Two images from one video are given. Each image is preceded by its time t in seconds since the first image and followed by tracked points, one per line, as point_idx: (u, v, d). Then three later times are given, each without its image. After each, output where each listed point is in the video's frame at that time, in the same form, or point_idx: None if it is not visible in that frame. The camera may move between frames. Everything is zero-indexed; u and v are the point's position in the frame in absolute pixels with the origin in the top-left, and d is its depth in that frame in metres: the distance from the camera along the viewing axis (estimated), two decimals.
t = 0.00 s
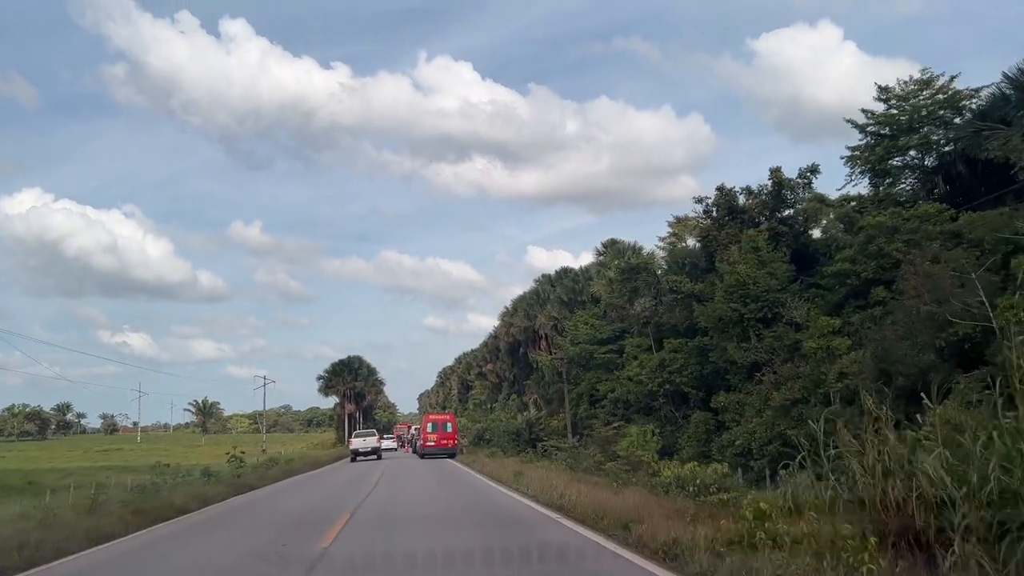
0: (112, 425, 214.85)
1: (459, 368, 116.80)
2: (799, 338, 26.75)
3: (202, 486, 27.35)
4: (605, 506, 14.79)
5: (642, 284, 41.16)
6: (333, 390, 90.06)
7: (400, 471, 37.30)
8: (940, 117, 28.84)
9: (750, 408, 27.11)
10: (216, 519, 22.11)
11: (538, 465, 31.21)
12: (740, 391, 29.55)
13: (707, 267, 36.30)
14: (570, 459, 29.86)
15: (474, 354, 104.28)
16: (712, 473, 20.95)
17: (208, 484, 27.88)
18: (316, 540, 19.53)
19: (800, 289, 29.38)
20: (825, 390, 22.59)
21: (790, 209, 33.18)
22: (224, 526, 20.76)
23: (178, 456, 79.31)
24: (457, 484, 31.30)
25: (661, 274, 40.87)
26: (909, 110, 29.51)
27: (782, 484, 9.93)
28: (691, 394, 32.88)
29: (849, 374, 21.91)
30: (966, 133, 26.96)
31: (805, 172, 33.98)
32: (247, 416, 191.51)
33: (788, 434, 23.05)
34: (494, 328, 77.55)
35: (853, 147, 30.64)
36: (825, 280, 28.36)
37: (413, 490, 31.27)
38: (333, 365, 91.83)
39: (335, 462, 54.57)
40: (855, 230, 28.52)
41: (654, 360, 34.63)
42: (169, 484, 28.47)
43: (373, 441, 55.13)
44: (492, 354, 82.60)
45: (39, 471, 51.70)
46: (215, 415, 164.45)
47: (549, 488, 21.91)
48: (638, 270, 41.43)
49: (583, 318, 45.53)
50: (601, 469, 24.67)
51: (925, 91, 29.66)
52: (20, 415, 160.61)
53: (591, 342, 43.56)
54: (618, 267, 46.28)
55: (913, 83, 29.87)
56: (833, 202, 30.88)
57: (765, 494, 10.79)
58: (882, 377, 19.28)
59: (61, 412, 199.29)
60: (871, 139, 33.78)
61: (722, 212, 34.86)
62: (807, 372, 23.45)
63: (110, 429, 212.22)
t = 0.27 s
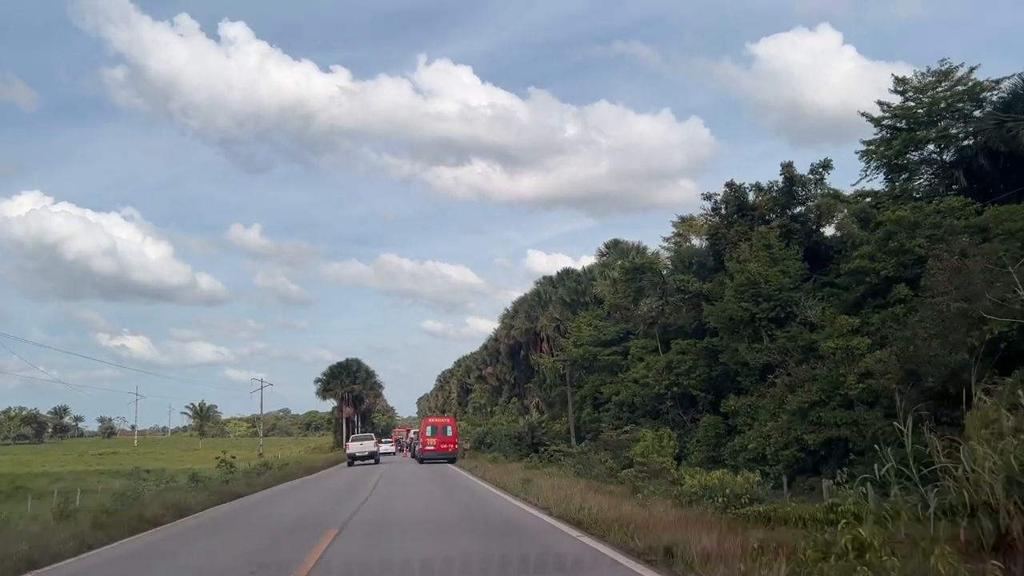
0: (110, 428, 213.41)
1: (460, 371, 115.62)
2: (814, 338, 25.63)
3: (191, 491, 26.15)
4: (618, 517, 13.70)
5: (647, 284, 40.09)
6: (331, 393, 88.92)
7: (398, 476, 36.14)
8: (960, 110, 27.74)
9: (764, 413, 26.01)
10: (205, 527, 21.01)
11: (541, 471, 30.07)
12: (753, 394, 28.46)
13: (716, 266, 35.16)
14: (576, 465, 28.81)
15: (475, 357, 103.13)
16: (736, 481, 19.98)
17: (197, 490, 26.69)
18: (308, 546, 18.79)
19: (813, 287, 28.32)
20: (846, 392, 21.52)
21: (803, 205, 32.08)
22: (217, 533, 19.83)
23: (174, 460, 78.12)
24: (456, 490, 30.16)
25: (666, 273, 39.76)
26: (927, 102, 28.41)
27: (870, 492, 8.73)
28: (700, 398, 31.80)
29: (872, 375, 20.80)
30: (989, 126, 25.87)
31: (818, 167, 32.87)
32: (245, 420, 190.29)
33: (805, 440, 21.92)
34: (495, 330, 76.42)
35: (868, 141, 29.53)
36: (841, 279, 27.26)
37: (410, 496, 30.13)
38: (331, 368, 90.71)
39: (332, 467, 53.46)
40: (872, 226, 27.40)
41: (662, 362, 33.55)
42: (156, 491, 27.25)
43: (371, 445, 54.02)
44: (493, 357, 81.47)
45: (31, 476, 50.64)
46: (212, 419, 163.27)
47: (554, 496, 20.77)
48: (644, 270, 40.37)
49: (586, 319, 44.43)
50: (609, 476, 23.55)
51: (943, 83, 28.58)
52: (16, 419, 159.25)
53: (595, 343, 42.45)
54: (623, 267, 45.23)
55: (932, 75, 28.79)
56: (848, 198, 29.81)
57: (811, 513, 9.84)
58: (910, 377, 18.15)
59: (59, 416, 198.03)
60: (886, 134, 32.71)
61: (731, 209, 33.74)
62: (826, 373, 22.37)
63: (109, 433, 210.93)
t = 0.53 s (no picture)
0: (108, 432, 212.24)
1: (460, 374, 114.44)
2: (831, 338, 24.50)
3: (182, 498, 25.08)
4: (636, 527, 12.69)
5: (653, 284, 39.02)
6: (330, 396, 87.81)
7: (397, 481, 35.09)
8: (981, 101, 26.63)
9: (779, 417, 24.89)
10: (194, 536, 19.94)
11: (545, 478, 28.98)
12: (766, 397, 27.36)
13: (725, 265, 34.24)
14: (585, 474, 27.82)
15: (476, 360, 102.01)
16: (754, 490, 18.92)
17: (190, 495, 25.65)
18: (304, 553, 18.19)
19: (828, 286, 27.21)
20: (868, 394, 20.43)
21: (815, 202, 31.23)
22: (207, 543, 18.80)
23: (170, 464, 77.10)
24: (457, 495, 29.12)
25: (672, 271, 38.78)
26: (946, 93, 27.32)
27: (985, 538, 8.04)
28: (709, 400, 30.81)
29: (897, 376, 19.73)
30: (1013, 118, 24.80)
31: (830, 162, 31.98)
32: (244, 423, 189.11)
33: (824, 445, 20.80)
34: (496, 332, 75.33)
35: (885, 134, 28.44)
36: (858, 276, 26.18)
37: (409, 502, 29.08)
38: (330, 371, 89.62)
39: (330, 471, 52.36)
40: (890, 222, 26.32)
41: (670, 363, 32.60)
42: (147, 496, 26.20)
43: (370, 449, 52.94)
44: (494, 359, 80.36)
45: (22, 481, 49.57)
46: (211, 422, 162.19)
47: (561, 503, 19.74)
48: (649, 270, 39.34)
49: (590, 321, 43.36)
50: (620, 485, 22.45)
51: (963, 73, 27.47)
52: (13, 422, 158.26)
53: (599, 345, 41.36)
54: (627, 267, 44.19)
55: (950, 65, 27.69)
56: (863, 193, 28.77)
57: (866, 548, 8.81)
58: (941, 378, 16.99)
59: (57, 419, 196.92)
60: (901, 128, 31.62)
61: (740, 206, 32.83)
62: (846, 375, 21.26)
63: (107, 436, 209.69)
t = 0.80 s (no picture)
0: (107, 435, 211.10)
1: (460, 375, 113.42)
2: (849, 337, 23.49)
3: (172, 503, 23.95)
4: (659, 536, 11.71)
5: (659, 283, 38.08)
6: (328, 398, 86.76)
7: (397, 485, 34.02)
8: (1003, 90, 25.60)
9: (795, 419, 23.89)
10: (183, 543, 18.87)
11: (551, 484, 27.94)
12: (778, 398, 26.35)
13: (734, 262, 33.26)
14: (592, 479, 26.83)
15: (476, 362, 101.05)
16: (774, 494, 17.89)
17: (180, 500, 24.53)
18: (298, 562, 16.91)
19: (843, 282, 26.21)
20: (890, 395, 19.43)
21: (828, 196, 30.22)
22: (197, 550, 17.74)
23: (167, 468, 76.07)
24: (459, 499, 28.08)
25: (679, 269, 37.78)
26: (966, 82, 26.31)
27: None
28: (719, 402, 29.86)
29: (922, 377, 18.79)
30: None
31: (843, 156, 30.98)
32: (243, 426, 188.00)
33: (845, 448, 19.79)
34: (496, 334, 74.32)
35: (902, 125, 27.45)
36: (876, 273, 25.19)
37: (410, 505, 28.05)
38: (328, 373, 88.58)
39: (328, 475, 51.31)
40: (909, 217, 25.33)
41: (678, 364, 31.64)
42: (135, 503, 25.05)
43: (368, 451, 51.91)
44: (494, 360, 79.35)
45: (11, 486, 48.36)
46: (209, 425, 161.05)
47: (571, 510, 18.69)
48: (655, 268, 38.44)
49: (594, 321, 42.37)
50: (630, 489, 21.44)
51: (984, 62, 26.43)
52: (11, 425, 157.12)
53: (604, 345, 40.36)
54: (632, 266, 43.24)
55: (971, 54, 26.67)
56: (879, 186, 27.77)
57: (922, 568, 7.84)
58: (974, 377, 16.12)
59: (54, 421, 195.77)
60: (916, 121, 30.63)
61: (751, 201, 31.90)
62: (867, 374, 20.25)
63: (105, 439, 208.53)
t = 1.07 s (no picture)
0: (105, 437, 209.91)
1: (460, 377, 112.40)
2: (866, 334, 22.55)
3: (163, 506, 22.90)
4: (685, 546, 10.74)
5: (665, 281, 37.19)
6: (327, 400, 85.75)
7: (397, 487, 33.01)
8: None
9: (810, 420, 22.95)
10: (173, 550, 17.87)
11: (556, 487, 26.97)
12: (791, 398, 25.41)
13: (744, 259, 32.34)
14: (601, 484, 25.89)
15: (476, 363, 100.12)
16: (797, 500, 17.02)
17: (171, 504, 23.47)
18: (290, 567, 15.85)
19: (859, 278, 25.29)
20: (915, 395, 18.51)
21: (841, 190, 29.31)
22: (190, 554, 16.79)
23: (164, 471, 74.87)
24: (461, 501, 27.12)
25: (685, 267, 36.84)
26: (987, 70, 25.37)
27: None
28: (730, 402, 28.97)
29: (950, 375, 17.90)
30: None
31: (856, 149, 30.03)
32: (242, 428, 186.94)
33: (867, 451, 18.85)
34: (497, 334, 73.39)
35: (918, 116, 26.53)
36: (894, 268, 24.26)
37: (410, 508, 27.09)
38: (327, 374, 87.58)
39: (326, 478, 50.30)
40: (928, 210, 24.41)
41: (687, 363, 30.72)
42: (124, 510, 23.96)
43: (367, 454, 50.91)
44: (495, 361, 78.40)
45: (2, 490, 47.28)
46: (208, 427, 160.01)
47: (581, 513, 17.72)
48: (661, 266, 37.58)
49: (598, 319, 41.45)
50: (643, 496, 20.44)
51: (1005, 49, 25.48)
52: (8, 428, 155.97)
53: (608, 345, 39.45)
54: (636, 263, 42.35)
55: (991, 41, 25.74)
56: (895, 179, 26.87)
57: None
58: (1009, 374, 15.19)
59: (51, 423, 194.62)
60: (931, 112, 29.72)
61: (761, 196, 31.05)
62: (889, 373, 19.34)
63: (103, 441, 207.44)
